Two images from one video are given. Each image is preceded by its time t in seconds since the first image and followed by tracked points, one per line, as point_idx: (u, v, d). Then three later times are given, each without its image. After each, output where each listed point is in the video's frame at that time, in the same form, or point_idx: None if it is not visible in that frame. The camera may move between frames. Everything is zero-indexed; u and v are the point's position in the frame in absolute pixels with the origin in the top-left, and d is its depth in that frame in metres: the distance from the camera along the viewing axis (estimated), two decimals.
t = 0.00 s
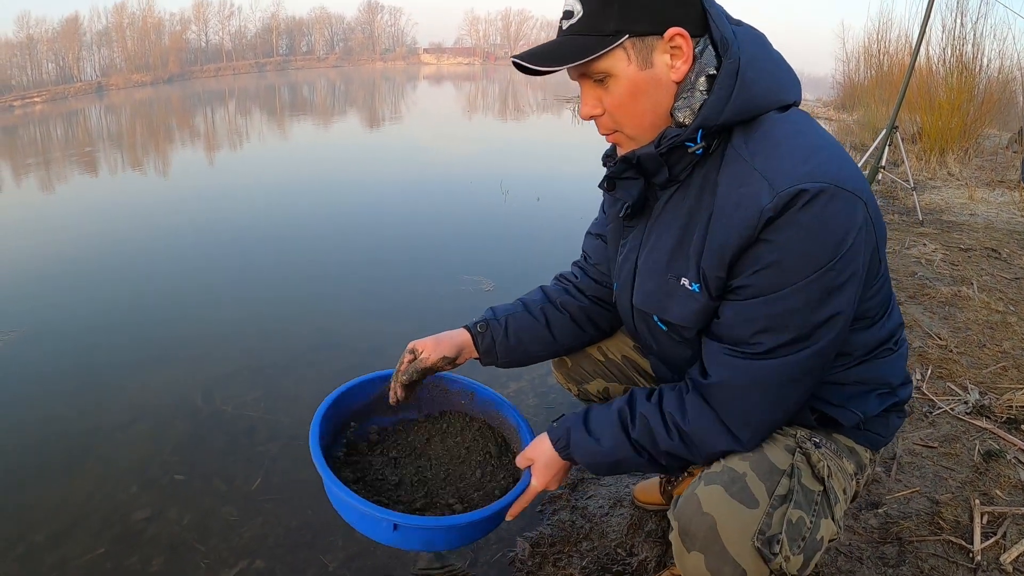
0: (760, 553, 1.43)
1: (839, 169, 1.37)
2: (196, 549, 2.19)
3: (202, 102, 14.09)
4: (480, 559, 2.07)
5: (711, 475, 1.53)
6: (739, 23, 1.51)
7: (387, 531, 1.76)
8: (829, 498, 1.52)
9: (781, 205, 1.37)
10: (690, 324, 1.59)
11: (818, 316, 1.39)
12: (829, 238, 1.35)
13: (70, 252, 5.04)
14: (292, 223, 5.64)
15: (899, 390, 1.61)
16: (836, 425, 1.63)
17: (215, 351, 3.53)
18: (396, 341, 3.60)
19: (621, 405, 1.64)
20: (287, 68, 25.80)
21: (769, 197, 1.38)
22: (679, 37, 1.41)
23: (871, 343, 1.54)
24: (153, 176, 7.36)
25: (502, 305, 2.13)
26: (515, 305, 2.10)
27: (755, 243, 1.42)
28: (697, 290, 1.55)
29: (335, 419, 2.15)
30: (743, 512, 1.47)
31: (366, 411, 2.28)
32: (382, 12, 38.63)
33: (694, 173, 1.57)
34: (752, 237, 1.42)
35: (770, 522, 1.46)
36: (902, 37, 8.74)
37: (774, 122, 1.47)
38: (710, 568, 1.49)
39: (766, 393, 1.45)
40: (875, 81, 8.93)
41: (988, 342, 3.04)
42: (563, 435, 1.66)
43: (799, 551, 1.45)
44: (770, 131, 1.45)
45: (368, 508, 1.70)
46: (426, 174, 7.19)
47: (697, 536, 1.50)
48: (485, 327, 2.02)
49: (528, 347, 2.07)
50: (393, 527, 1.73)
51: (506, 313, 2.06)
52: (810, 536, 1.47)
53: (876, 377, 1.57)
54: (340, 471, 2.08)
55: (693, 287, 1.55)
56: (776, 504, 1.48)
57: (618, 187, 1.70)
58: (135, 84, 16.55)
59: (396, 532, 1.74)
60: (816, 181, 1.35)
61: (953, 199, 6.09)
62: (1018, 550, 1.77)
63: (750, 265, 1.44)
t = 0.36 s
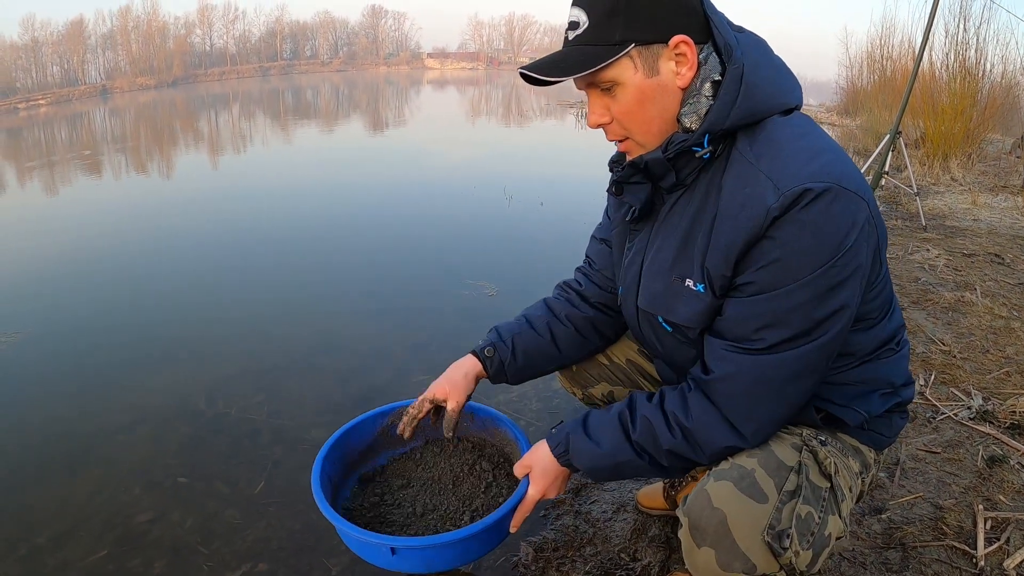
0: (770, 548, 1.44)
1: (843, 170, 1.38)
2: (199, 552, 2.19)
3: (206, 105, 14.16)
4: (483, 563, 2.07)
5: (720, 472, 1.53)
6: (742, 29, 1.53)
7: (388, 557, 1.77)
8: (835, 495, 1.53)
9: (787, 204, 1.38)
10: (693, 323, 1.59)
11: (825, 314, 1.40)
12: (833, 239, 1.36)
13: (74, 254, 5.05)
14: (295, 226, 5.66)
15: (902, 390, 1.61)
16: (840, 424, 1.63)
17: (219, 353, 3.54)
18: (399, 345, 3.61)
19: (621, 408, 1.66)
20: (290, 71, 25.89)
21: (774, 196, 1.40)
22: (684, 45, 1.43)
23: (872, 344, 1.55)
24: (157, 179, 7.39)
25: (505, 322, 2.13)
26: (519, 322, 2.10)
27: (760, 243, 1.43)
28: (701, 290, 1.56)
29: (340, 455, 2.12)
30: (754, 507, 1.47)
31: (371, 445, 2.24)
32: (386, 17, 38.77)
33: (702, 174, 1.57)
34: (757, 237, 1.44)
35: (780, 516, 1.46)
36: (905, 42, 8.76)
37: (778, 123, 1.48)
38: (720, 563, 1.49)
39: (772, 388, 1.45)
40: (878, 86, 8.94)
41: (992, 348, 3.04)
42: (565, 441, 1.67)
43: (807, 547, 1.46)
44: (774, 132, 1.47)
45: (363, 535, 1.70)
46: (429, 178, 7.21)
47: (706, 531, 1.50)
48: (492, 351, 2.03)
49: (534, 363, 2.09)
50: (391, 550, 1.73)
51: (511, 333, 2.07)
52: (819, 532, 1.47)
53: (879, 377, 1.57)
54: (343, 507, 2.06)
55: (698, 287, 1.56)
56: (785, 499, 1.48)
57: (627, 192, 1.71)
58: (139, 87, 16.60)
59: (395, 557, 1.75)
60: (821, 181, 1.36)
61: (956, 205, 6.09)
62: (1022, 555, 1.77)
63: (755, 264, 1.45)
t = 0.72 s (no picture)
0: (788, 542, 1.45)
1: (848, 169, 1.41)
2: (202, 554, 2.20)
3: (208, 107, 14.19)
4: (487, 566, 2.07)
5: (737, 468, 1.52)
6: (736, 40, 1.53)
7: (399, 488, 1.81)
8: (849, 494, 1.55)
9: (801, 204, 1.39)
10: (706, 331, 1.60)
11: (841, 311, 1.41)
12: (847, 238, 1.38)
13: (77, 255, 5.07)
14: (298, 228, 5.68)
15: (910, 392, 1.63)
16: (852, 427, 1.64)
17: (222, 355, 3.55)
18: (402, 347, 3.62)
19: (644, 396, 1.69)
20: (293, 73, 25.94)
21: (788, 197, 1.41)
22: (670, 63, 1.43)
23: (880, 346, 1.56)
24: (160, 181, 7.42)
25: (493, 364, 2.06)
26: (508, 364, 2.04)
27: (774, 245, 1.44)
28: (716, 298, 1.56)
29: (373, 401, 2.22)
30: (773, 502, 1.47)
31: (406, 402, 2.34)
32: (388, 20, 38.85)
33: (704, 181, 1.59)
34: (771, 239, 1.44)
35: (798, 512, 1.47)
36: (906, 45, 8.77)
37: (782, 129, 1.51)
38: (738, 559, 1.48)
39: (794, 387, 1.47)
40: (880, 89, 8.96)
41: (994, 351, 3.04)
42: (588, 421, 1.71)
43: (824, 543, 1.47)
44: (780, 137, 1.49)
45: (382, 456, 1.77)
46: (431, 180, 7.23)
47: (726, 526, 1.49)
48: (487, 405, 2.02)
49: (526, 401, 2.06)
50: (403, 478, 1.78)
51: (502, 382, 2.02)
52: (835, 529, 1.49)
53: (888, 380, 1.59)
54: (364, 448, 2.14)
55: (711, 296, 1.57)
56: (802, 495, 1.49)
57: (630, 203, 1.72)
58: (141, 88, 16.62)
59: (406, 488, 1.79)
60: (832, 180, 1.38)
61: (958, 207, 6.09)
62: None
63: (770, 267, 1.46)
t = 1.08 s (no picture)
0: (797, 536, 1.45)
1: (858, 176, 1.42)
2: (203, 555, 2.20)
3: (208, 107, 14.18)
4: (489, 566, 2.08)
5: (743, 463, 1.53)
6: (740, 44, 1.53)
7: (407, 483, 1.82)
8: (854, 489, 1.55)
9: (813, 212, 1.40)
10: (713, 336, 1.61)
11: (850, 317, 1.43)
12: (858, 245, 1.39)
13: (77, 256, 5.06)
14: (298, 229, 5.68)
15: (913, 392, 1.64)
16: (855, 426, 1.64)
17: (222, 356, 3.55)
18: (403, 348, 3.62)
19: (651, 397, 1.70)
20: (292, 74, 25.93)
21: (800, 205, 1.42)
22: (675, 72, 1.43)
23: (886, 347, 1.57)
24: (159, 182, 7.41)
25: (495, 367, 2.08)
26: (510, 369, 2.06)
27: (785, 252, 1.45)
28: (723, 305, 1.57)
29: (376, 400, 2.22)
30: (782, 497, 1.47)
31: (408, 404, 2.34)
32: (388, 21, 38.86)
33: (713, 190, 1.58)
34: (782, 247, 1.45)
35: (806, 506, 1.48)
36: (906, 46, 8.78)
37: (789, 134, 1.51)
38: (748, 553, 1.49)
39: (801, 392, 1.48)
40: (880, 90, 8.97)
41: (994, 351, 3.04)
42: (596, 420, 1.72)
43: (831, 537, 1.48)
44: (788, 143, 1.49)
45: (389, 448, 1.78)
46: (431, 181, 7.23)
47: (734, 521, 1.49)
48: (487, 411, 2.08)
49: (525, 405, 2.08)
50: (412, 471, 1.79)
51: (503, 388, 2.06)
52: (841, 524, 1.50)
53: (892, 382, 1.59)
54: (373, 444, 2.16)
55: (718, 302, 1.58)
56: (810, 490, 1.49)
57: (636, 212, 1.71)
58: (141, 89, 16.61)
59: (414, 482, 1.80)
60: (844, 187, 1.39)
61: (958, 208, 6.10)
62: None
63: (780, 274, 1.47)
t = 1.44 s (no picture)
0: (805, 534, 1.46)
1: (862, 182, 1.42)
2: (203, 557, 2.20)
3: (208, 109, 14.18)
4: (489, 569, 2.08)
5: (750, 462, 1.53)
6: (737, 50, 1.53)
7: (408, 490, 1.81)
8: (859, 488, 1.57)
9: (818, 219, 1.40)
10: (715, 343, 1.61)
11: (854, 322, 1.43)
12: (861, 251, 1.39)
13: (76, 258, 5.06)
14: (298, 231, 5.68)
15: (913, 394, 1.64)
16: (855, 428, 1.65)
17: (221, 358, 3.55)
18: (403, 350, 3.62)
19: (653, 404, 1.70)
20: (292, 76, 25.93)
21: (804, 212, 1.42)
22: (671, 81, 1.43)
23: (887, 349, 1.57)
24: (159, 183, 7.41)
25: (495, 377, 2.05)
26: (511, 379, 2.04)
27: (790, 259, 1.45)
28: (725, 312, 1.57)
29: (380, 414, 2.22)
30: (790, 494, 1.48)
31: (412, 419, 2.33)
32: (387, 22, 38.90)
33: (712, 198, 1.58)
34: (786, 254, 1.45)
35: (813, 504, 1.48)
36: (905, 47, 8.80)
37: (792, 140, 1.52)
38: (756, 552, 1.48)
39: (804, 397, 1.49)
40: (878, 91, 8.98)
41: (993, 352, 3.05)
42: (598, 426, 1.71)
43: (838, 535, 1.49)
44: (792, 150, 1.49)
45: (390, 455, 1.78)
46: (430, 183, 7.24)
47: (743, 519, 1.49)
48: (491, 422, 2.02)
49: (525, 414, 2.06)
50: (414, 478, 1.79)
51: (505, 398, 2.02)
52: (848, 522, 1.51)
53: (891, 384, 1.60)
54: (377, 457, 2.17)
55: (721, 310, 1.58)
56: (817, 488, 1.50)
57: (637, 221, 1.71)
58: (140, 90, 16.61)
59: (415, 489, 1.79)
60: (848, 194, 1.39)
61: (957, 209, 6.11)
62: None
63: (784, 281, 1.47)
